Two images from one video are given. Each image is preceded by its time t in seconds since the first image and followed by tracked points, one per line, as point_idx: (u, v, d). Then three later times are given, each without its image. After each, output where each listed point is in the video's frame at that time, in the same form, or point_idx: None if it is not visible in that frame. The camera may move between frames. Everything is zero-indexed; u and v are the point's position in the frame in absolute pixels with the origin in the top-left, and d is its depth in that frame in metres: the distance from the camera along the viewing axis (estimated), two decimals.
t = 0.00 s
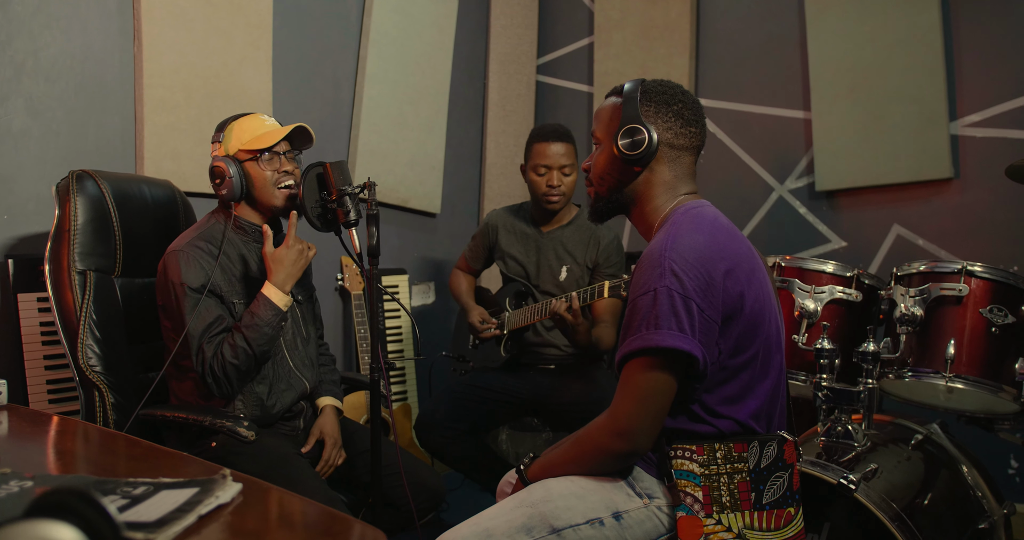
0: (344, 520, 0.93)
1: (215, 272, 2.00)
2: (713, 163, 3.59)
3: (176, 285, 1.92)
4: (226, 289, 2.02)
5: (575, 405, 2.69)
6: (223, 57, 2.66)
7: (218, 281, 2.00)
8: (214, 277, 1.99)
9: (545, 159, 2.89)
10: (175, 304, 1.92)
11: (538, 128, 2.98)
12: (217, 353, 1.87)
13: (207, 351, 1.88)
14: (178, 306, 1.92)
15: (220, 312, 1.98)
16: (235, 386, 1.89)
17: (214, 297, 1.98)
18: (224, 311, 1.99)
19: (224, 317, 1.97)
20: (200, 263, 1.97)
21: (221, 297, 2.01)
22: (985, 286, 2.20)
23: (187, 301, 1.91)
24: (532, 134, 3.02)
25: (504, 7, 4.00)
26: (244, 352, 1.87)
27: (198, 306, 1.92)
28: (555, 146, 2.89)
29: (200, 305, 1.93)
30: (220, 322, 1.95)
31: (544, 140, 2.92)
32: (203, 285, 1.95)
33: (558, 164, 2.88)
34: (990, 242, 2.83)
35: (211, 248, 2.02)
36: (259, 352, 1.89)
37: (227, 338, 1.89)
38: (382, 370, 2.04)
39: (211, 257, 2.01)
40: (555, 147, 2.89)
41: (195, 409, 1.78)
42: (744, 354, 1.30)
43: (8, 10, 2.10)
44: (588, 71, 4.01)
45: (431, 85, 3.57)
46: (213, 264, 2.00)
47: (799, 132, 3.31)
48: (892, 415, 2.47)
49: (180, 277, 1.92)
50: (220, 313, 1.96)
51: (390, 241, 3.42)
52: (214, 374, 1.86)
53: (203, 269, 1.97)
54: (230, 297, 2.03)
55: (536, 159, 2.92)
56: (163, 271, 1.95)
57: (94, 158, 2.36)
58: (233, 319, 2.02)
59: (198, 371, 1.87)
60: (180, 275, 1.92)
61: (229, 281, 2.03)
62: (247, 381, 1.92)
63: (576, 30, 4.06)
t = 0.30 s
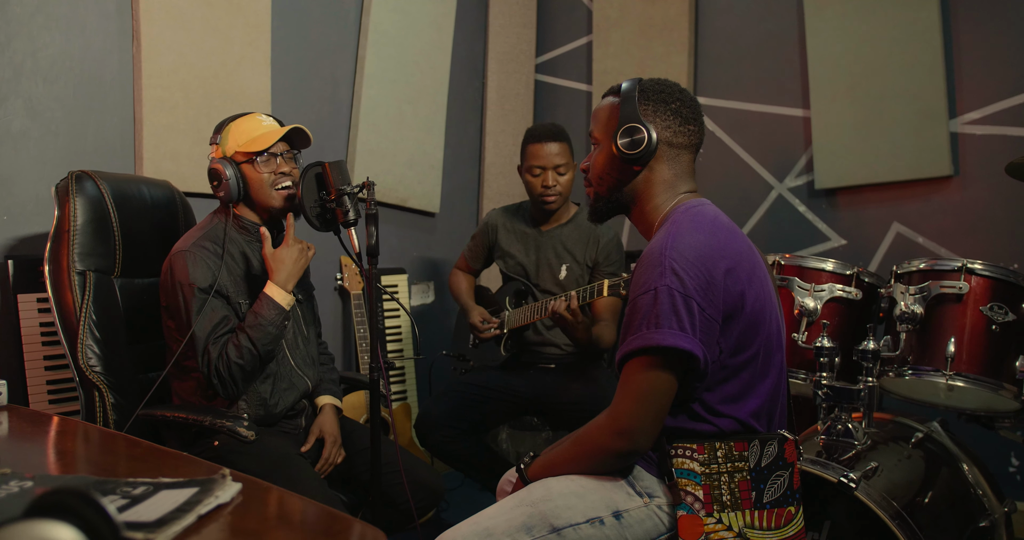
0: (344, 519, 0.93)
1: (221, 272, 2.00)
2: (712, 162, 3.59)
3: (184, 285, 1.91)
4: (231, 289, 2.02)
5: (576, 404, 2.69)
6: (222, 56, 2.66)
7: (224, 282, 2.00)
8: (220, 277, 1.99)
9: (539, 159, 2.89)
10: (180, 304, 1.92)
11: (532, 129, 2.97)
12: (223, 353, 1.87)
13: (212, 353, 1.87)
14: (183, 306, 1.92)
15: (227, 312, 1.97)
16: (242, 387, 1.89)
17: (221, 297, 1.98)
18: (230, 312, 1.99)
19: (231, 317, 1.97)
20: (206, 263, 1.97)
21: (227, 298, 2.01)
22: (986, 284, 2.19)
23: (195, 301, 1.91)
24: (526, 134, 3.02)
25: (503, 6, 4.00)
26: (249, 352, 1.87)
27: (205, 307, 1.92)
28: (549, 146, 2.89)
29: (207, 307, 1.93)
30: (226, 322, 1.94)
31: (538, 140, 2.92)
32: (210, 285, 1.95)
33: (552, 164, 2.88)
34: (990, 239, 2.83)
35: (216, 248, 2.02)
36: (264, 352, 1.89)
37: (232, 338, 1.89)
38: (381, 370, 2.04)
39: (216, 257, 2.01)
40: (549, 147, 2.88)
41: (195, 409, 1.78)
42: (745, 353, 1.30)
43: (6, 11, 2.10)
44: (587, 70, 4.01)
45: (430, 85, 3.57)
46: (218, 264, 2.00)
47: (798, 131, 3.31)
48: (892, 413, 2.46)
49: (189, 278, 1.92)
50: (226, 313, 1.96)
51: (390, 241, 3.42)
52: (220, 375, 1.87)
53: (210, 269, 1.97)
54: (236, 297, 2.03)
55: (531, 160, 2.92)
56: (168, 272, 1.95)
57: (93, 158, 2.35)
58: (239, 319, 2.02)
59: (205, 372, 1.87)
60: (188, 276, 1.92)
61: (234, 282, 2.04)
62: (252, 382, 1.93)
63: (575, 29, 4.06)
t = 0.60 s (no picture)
0: (341, 520, 0.93)
1: (225, 274, 2.00)
2: (711, 161, 3.58)
3: (189, 288, 1.91)
4: (236, 290, 2.02)
5: (574, 404, 2.69)
6: (219, 56, 2.65)
7: (228, 283, 2.00)
8: (225, 279, 1.99)
9: (538, 155, 2.88)
10: (183, 306, 1.92)
11: (533, 124, 2.97)
12: (230, 356, 1.87)
13: (219, 355, 1.87)
14: (187, 306, 1.91)
15: (232, 314, 1.98)
16: (249, 390, 1.90)
17: (226, 299, 1.98)
18: (235, 314, 1.99)
19: (236, 319, 1.97)
20: (209, 264, 1.96)
21: (231, 299, 2.00)
22: (983, 283, 2.20)
23: (199, 303, 1.90)
24: (527, 130, 3.02)
25: (501, 5, 3.99)
26: (256, 355, 1.87)
27: (211, 309, 1.92)
28: (548, 142, 2.88)
29: (210, 308, 1.92)
30: (232, 325, 1.94)
31: (538, 137, 2.91)
32: (214, 287, 1.95)
33: (551, 161, 2.87)
34: (988, 238, 2.83)
35: (219, 249, 2.02)
36: (269, 354, 1.90)
37: (239, 340, 1.89)
38: (379, 370, 2.04)
39: (219, 258, 2.01)
40: (548, 144, 2.87)
41: (194, 409, 1.78)
42: (742, 352, 1.30)
43: (3, 11, 2.10)
44: (585, 69, 4.01)
45: (428, 84, 3.57)
46: (222, 265, 2.00)
47: (797, 129, 3.30)
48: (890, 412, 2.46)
49: (193, 280, 1.91)
50: (232, 316, 1.96)
51: (388, 240, 3.41)
52: (228, 378, 1.87)
53: (213, 271, 1.97)
54: (240, 298, 2.03)
55: (530, 155, 2.92)
56: (172, 273, 1.95)
57: (91, 158, 2.35)
58: (243, 321, 2.02)
59: (211, 374, 1.87)
60: (193, 278, 1.91)
61: (238, 283, 2.04)
62: (257, 383, 1.93)
63: (573, 28, 4.06)
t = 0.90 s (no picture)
0: (340, 519, 0.93)
1: (223, 272, 2.00)
2: (709, 160, 3.58)
3: (188, 286, 1.91)
4: (235, 289, 2.01)
5: (573, 403, 2.69)
6: (218, 56, 2.65)
7: (226, 281, 1.99)
8: (223, 277, 1.98)
9: (534, 157, 2.88)
10: (183, 305, 1.92)
11: (527, 127, 2.98)
12: (230, 353, 1.87)
13: (219, 352, 1.87)
14: (187, 305, 1.91)
15: (231, 312, 1.97)
16: (249, 387, 1.90)
17: (224, 297, 1.98)
18: (234, 312, 1.99)
19: (236, 317, 1.96)
20: (207, 262, 1.96)
21: (230, 297, 2.00)
22: (982, 281, 2.20)
23: (198, 302, 1.90)
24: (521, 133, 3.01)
25: (500, 4, 3.99)
26: (256, 352, 1.87)
27: (210, 307, 1.92)
28: (544, 144, 2.88)
29: (209, 307, 1.92)
30: (231, 323, 1.94)
31: (533, 139, 2.91)
32: (213, 285, 1.95)
33: (548, 162, 2.87)
34: (987, 238, 2.83)
35: (217, 248, 2.02)
36: (269, 351, 1.90)
37: (238, 337, 1.88)
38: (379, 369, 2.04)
39: (218, 256, 2.00)
40: (544, 145, 2.88)
41: (194, 408, 1.77)
42: (740, 350, 1.30)
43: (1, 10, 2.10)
44: (584, 68, 4.01)
45: (427, 84, 3.56)
46: (220, 264, 2.00)
47: (795, 128, 3.30)
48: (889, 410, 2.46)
49: (192, 279, 1.91)
50: (232, 313, 1.96)
51: (386, 239, 3.41)
52: (228, 375, 1.87)
53: (212, 269, 1.96)
54: (239, 296, 2.03)
55: (526, 158, 2.92)
56: (170, 272, 1.94)
57: (89, 158, 2.35)
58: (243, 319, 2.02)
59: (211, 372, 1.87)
60: (192, 277, 1.91)
61: (237, 281, 2.03)
62: (257, 380, 1.92)
63: (572, 27, 4.06)
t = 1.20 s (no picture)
0: (341, 518, 0.93)
1: (223, 271, 2.00)
2: (709, 159, 3.58)
3: (188, 286, 1.91)
4: (234, 288, 2.02)
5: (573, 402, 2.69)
6: (217, 56, 2.65)
7: (225, 280, 1.99)
8: (222, 276, 1.98)
9: (538, 150, 2.89)
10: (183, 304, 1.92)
11: (531, 121, 2.99)
12: (230, 353, 1.87)
13: (220, 351, 1.87)
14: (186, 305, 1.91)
15: (231, 311, 1.97)
16: (249, 386, 1.90)
17: (224, 297, 1.98)
18: (234, 311, 1.99)
19: (235, 317, 1.96)
20: (206, 262, 1.96)
21: (229, 296, 2.00)
22: (982, 281, 2.19)
23: (197, 301, 1.90)
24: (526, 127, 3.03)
25: (499, 3, 3.99)
26: (256, 351, 1.87)
27: (210, 307, 1.92)
28: (548, 138, 2.89)
29: (209, 306, 1.92)
30: (231, 322, 1.94)
31: (538, 133, 2.93)
32: (212, 285, 1.95)
33: (551, 156, 2.88)
34: (987, 237, 2.83)
35: (217, 247, 2.02)
36: (269, 350, 1.90)
37: (238, 336, 1.88)
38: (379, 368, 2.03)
39: (217, 256, 2.00)
40: (548, 140, 2.89)
41: (193, 408, 1.77)
42: (739, 350, 1.30)
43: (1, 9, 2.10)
44: (583, 68, 4.00)
45: (426, 83, 3.56)
46: (220, 263, 2.00)
47: (795, 128, 3.30)
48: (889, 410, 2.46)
49: (191, 278, 1.91)
50: (232, 313, 1.96)
51: (386, 238, 3.41)
52: (229, 375, 1.87)
53: (211, 269, 1.96)
54: (238, 295, 2.03)
55: (530, 151, 2.92)
56: (169, 272, 1.94)
57: (89, 157, 2.35)
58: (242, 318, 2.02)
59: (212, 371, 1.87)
60: (191, 276, 1.91)
61: (237, 280, 2.03)
62: (258, 379, 1.92)
63: (572, 26, 4.05)
